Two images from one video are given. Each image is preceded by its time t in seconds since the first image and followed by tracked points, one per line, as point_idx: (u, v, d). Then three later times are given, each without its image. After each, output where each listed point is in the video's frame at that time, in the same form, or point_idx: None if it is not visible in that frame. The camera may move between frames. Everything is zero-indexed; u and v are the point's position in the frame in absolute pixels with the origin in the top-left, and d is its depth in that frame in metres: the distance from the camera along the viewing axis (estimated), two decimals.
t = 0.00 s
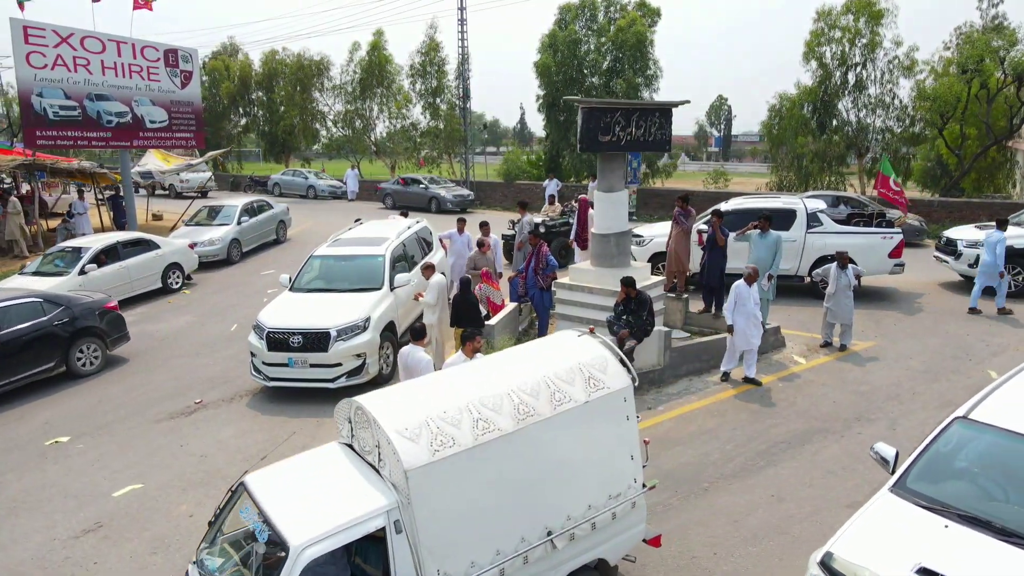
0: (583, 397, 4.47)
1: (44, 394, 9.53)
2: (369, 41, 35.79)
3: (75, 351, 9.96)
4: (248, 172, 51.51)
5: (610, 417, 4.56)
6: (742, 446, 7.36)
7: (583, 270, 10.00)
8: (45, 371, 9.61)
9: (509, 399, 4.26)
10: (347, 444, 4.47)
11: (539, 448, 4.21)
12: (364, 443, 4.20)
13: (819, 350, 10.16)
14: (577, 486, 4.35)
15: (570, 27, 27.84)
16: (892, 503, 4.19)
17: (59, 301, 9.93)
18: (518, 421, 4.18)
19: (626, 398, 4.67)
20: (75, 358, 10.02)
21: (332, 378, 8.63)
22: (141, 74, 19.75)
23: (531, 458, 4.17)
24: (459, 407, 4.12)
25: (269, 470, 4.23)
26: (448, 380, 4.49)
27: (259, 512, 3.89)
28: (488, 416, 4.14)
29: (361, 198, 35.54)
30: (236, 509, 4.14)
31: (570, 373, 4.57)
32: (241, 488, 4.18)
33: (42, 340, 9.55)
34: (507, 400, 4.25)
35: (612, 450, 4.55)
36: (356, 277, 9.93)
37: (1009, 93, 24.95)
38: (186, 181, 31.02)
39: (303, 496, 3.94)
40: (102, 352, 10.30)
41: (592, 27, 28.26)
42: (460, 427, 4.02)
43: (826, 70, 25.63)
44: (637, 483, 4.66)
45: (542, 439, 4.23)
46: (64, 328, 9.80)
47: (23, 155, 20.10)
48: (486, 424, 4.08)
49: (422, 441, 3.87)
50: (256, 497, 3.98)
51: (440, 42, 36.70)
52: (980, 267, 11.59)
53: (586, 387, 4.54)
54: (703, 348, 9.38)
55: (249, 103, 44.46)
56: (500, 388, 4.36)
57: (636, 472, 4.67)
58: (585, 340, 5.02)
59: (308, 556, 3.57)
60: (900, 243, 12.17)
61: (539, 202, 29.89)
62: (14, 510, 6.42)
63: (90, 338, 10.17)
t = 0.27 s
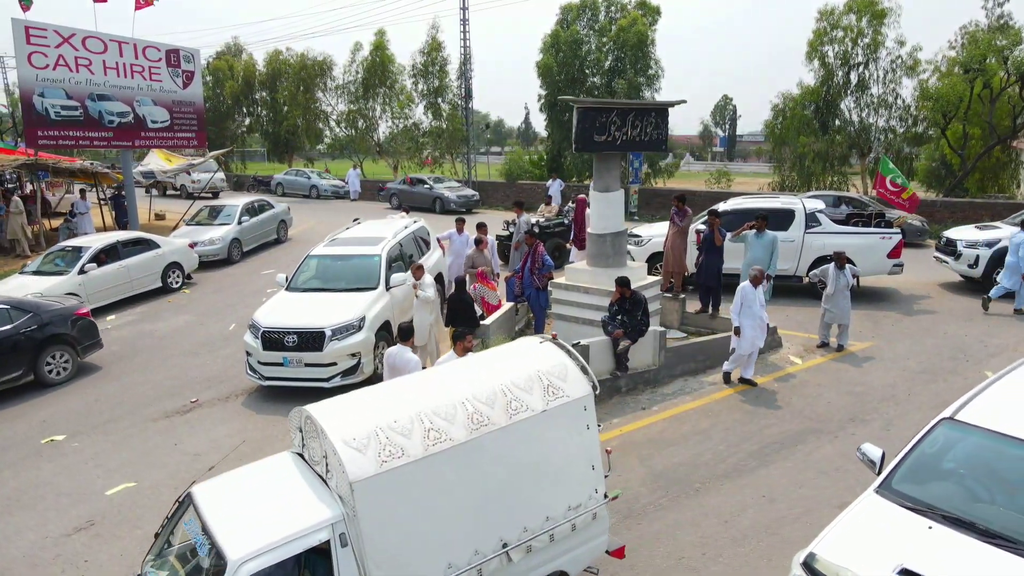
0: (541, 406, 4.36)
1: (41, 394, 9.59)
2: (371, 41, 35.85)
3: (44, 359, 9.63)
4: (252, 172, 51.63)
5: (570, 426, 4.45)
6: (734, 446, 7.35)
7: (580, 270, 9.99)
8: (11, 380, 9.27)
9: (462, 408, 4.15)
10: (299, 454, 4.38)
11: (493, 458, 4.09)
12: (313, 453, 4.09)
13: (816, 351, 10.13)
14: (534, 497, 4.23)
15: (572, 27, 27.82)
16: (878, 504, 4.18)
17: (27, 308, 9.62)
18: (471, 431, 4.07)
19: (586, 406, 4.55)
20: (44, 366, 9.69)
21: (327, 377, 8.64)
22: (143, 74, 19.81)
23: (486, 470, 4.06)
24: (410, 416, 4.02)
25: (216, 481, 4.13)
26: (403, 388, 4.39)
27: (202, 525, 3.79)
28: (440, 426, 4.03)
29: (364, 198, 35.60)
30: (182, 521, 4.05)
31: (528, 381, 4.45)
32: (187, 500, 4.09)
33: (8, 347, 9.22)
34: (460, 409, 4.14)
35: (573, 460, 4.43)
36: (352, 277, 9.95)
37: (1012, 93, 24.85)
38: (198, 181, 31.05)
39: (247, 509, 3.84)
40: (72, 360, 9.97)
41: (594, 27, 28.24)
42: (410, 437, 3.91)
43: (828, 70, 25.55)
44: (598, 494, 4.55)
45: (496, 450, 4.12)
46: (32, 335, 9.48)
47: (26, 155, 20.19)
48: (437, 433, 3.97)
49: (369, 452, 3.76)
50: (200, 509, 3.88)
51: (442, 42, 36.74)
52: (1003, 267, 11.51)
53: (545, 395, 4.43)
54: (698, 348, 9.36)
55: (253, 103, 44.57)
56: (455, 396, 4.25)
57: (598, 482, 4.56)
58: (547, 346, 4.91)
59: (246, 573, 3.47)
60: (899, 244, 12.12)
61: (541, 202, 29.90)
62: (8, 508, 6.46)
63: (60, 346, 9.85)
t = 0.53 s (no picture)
0: (504, 413, 4.28)
1: (41, 392, 9.65)
2: (376, 41, 35.93)
3: (10, 368, 9.25)
4: (257, 171, 51.82)
5: (534, 434, 4.37)
6: (729, 446, 7.34)
7: (577, 271, 10.00)
8: None
9: (422, 415, 4.07)
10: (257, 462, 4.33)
11: (453, 467, 4.00)
12: (269, 461, 4.03)
13: (814, 351, 10.10)
14: (496, 506, 4.15)
15: (576, 27, 27.82)
16: (864, 506, 4.17)
17: None
18: (430, 438, 3.98)
19: (551, 413, 4.46)
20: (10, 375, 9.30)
21: (323, 377, 8.67)
22: (147, 75, 19.90)
23: (445, 479, 3.97)
24: (366, 424, 3.94)
25: (170, 491, 4.09)
26: (363, 396, 4.30)
27: (151, 535, 3.74)
28: (398, 433, 3.95)
29: (367, 198, 35.68)
30: (134, 531, 4.00)
31: (491, 388, 4.37)
32: (140, 510, 4.04)
33: None
34: (419, 417, 4.05)
35: (537, 469, 4.35)
36: (350, 277, 9.98)
37: (1017, 92, 24.72)
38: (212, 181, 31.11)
39: (198, 519, 3.80)
40: (41, 369, 9.58)
41: (597, 27, 28.24)
42: (366, 445, 3.83)
43: (832, 70, 25.46)
44: (564, 503, 4.47)
45: (456, 458, 4.03)
46: None
47: (31, 154, 20.32)
48: (394, 441, 3.89)
49: (322, 461, 3.68)
50: (151, 522, 3.81)
51: (446, 42, 36.81)
52: None
53: (508, 403, 4.34)
54: (696, 349, 9.34)
55: (258, 103, 44.72)
56: (415, 404, 4.16)
57: (564, 490, 4.48)
58: (513, 352, 4.82)
59: None
60: (900, 244, 12.06)
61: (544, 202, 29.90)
62: (3, 505, 6.51)
63: (27, 354, 9.46)
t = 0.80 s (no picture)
0: (468, 420, 4.13)
1: (41, 391, 9.72)
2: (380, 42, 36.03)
3: None
4: (263, 172, 52.05)
5: (498, 442, 4.22)
6: (724, 447, 7.33)
7: (575, 271, 9.99)
8: None
9: (382, 421, 3.93)
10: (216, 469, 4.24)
11: (413, 475, 3.86)
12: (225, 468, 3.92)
13: (812, 352, 10.08)
14: (457, 515, 4.01)
15: (579, 27, 27.82)
16: (849, 508, 4.16)
17: None
18: (389, 445, 3.83)
19: (516, 420, 4.31)
20: None
21: (320, 376, 8.71)
22: (151, 75, 20.01)
23: (405, 487, 3.83)
24: (325, 431, 3.80)
25: (126, 497, 4.01)
26: (323, 402, 4.16)
27: (100, 542, 3.66)
28: (357, 439, 3.81)
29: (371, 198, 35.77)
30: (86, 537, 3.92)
31: (456, 393, 4.22)
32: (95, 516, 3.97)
33: None
34: (378, 423, 3.91)
35: (501, 477, 4.21)
36: (348, 277, 10.01)
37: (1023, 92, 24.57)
38: (226, 182, 31.24)
39: (148, 525, 3.71)
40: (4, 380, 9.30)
41: (600, 27, 28.23)
42: (323, 452, 3.69)
43: (836, 69, 25.36)
44: (530, 511, 4.34)
45: (417, 465, 3.88)
46: None
47: (36, 154, 20.47)
48: (353, 448, 3.75)
49: (276, 468, 3.55)
50: (103, 530, 3.70)
51: (450, 42, 36.86)
52: None
53: (473, 408, 4.20)
54: (693, 350, 9.31)
55: (263, 104, 44.90)
56: (376, 410, 4.02)
57: (530, 499, 4.35)
58: (480, 357, 4.67)
59: None
60: (900, 245, 11.99)
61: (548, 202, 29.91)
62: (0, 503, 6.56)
63: None
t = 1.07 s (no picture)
0: (428, 429, 4.09)
1: (42, 390, 9.78)
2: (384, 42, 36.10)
3: None
4: (268, 172, 52.19)
5: (459, 451, 4.18)
6: (718, 448, 7.31)
7: (572, 271, 9.98)
8: None
9: (338, 430, 3.90)
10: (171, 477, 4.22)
11: (368, 484, 3.82)
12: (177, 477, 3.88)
13: (810, 353, 10.05)
14: (414, 524, 3.98)
15: (583, 27, 27.80)
16: (835, 510, 4.15)
17: None
18: (345, 455, 3.80)
19: (477, 428, 4.26)
20: None
21: (317, 376, 8.73)
22: (155, 76, 20.10)
23: (359, 498, 3.79)
24: (279, 440, 3.76)
25: (75, 506, 3.97)
26: (282, 409, 4.13)
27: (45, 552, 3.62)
28: (312, 449, 3.77)
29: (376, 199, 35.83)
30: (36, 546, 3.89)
31: (416, 401, 4.18)
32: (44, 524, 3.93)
33: None
34: (335, 432, 3.88)
35: (461, 487, 4.17)
36: (346, 276, 10.04)
37: None
38: (239, 182, 31.34)
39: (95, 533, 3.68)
40: None
41: (604, 27, 28.20)
42: (276, 461, 3.66)
43: (841, 69, 25.24)
44: (490, 519, 4.31)
45: (373, 474, 3.85)
46: None
47: (41, 155, 20.60)
48: (306, 458, 3.71)
49: (226, 478, 3.51)
50: (51, 540, 3.66)
51: (454, 42, 36.88)
52: None
53: (433, 416, 4.15)
54: (690, 350, 9.30)
55: (268, 104, 45.02)
56: (333, 418, 3.98)
57: (491, 508, 4.32)
58: (445, 365, 4.63)
59: None
60: (901, 245, 11.93)
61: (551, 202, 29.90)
62: None
63: None
